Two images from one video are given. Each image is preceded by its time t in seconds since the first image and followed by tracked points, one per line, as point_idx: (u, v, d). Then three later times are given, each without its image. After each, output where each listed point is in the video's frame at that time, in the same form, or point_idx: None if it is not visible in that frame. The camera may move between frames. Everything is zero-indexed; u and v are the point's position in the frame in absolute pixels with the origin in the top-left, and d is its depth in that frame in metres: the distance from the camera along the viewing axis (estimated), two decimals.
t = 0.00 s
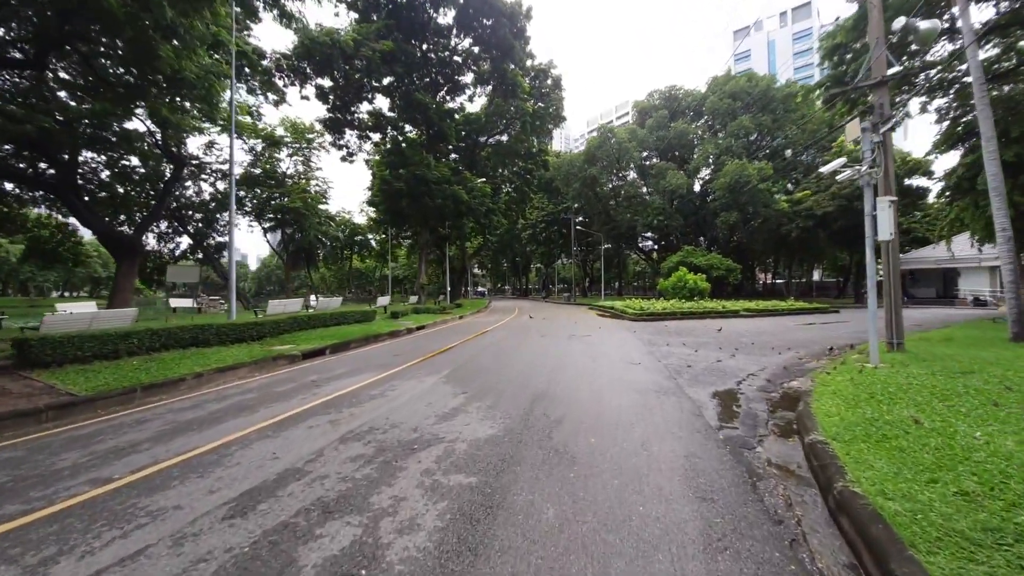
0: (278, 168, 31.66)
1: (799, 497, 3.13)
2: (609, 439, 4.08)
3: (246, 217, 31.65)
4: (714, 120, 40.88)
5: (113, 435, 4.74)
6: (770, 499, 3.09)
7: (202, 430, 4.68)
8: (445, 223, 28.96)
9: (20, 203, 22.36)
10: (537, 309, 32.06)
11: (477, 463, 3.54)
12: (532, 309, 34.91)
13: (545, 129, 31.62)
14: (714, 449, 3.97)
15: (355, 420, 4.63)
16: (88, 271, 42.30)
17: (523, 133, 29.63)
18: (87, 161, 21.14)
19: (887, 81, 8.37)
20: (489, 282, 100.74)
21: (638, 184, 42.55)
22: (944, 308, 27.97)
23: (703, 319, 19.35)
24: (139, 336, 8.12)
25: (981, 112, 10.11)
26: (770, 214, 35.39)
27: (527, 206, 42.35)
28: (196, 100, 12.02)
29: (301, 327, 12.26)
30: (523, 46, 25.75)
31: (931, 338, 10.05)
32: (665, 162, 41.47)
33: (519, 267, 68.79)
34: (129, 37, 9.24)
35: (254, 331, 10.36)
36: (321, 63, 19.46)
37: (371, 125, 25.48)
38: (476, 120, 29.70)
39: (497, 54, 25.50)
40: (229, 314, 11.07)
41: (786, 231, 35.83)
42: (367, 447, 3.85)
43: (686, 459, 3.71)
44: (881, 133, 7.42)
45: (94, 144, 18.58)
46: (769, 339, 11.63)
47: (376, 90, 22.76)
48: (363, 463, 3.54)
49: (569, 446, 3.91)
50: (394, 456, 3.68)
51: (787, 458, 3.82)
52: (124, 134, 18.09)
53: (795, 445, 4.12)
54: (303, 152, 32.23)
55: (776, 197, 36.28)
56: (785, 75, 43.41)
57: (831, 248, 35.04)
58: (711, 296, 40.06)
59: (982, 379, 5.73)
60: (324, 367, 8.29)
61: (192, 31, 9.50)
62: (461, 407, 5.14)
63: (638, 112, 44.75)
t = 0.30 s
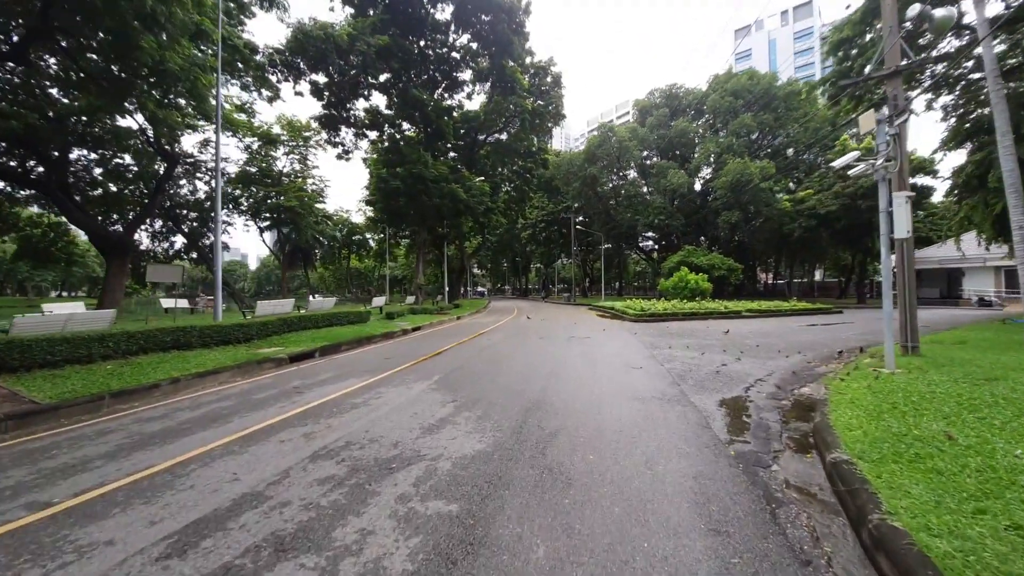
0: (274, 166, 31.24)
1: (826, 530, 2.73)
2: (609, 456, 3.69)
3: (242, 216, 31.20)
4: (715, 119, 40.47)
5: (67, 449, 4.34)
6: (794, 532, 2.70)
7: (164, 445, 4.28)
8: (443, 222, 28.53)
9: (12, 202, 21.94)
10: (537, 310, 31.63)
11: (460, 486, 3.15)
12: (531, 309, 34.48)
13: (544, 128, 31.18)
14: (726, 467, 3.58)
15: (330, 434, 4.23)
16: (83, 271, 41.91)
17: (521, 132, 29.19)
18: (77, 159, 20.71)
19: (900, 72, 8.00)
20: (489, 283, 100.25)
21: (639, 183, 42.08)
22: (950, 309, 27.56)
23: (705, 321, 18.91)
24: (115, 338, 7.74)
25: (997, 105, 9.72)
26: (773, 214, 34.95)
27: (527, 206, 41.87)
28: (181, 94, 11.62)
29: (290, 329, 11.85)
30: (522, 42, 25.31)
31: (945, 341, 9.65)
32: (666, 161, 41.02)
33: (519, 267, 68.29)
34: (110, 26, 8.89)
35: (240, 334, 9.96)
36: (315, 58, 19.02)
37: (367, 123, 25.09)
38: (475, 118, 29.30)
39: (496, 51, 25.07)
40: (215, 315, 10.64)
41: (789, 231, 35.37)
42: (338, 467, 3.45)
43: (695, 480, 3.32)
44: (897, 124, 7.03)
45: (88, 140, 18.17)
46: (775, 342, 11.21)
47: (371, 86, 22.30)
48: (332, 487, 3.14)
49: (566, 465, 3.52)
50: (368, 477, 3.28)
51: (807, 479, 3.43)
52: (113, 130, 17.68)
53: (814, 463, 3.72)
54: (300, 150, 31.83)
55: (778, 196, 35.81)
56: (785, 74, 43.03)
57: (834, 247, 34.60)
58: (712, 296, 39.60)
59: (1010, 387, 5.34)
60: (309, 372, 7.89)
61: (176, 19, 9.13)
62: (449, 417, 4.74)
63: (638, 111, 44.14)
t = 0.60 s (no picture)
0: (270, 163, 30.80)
1: (860, 566, 2.34)
2: (606, 474, 3.28)
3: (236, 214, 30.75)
4: (716, 116, 40.02)
5: (13, 462, 3.96)
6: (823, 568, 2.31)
7: (119, 458, 3.90)
8: (440, 220, 28.08)
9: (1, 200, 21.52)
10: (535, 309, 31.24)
11: (437, 513, 2.73)
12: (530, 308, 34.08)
13: (544, 125, 30.72)
14: (739, 486, 3.17)
15: (301, 445, 3.85)
16: (79, 270, 41.54)
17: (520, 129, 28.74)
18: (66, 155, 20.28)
19: (916, 59, 7.58)
20: (488, 282, 99.69)
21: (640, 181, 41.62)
22: (955, 308, 27.18)
23: (707, 320, 18.47)
24: (87, 339, 7.34)
25: (1015, 96, 9.29)
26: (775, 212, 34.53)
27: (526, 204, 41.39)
28: (168, 85, 11.24)
29: (278, 329, 11.42)
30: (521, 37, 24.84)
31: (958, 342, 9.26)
32: (666, 158, 40.55)
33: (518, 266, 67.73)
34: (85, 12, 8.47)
35: (224, 334, 9.55)
36: (308, 52, 18.57)
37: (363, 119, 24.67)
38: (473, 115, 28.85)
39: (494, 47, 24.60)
40: (199, 315, 10.21)
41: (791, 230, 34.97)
42: (301, 486, 3.07)
43: (704, 502, 2.92)
44: (914, 113, 6.69)
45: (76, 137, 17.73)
46: (781, 343, 10.80)
47: (367, 81, 21.84)
48: (289, 512, 2.74)
49: (559, 484, 3.11)
50: (333, 500, 2.89)
51: (832, 500, 3.04)
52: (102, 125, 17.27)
53: (839, 481, 3.33)
54: (295, 147, 31.37)
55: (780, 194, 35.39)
56: (786, 72, 42.60)
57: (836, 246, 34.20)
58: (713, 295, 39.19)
59: None
60: (292, 374, 7.49)
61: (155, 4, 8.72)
62: (432, 426, 4.32)
63: (639, 108, 43.65)
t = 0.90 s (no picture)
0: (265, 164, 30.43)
1: None
2: (605, 504, 2.87)
3: (231, 215, 30.35)
4: (717, 116, 39.63)
5: None
6: None
7: (62, 482, 3.53)
8: (437, 220, 27.69)
9: None
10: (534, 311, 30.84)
11: (406, 557, 2.31)
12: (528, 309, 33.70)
13: (543, 125, 30.33)
14: (757, 519, 2.75)
15: (263, 468, 3.46)
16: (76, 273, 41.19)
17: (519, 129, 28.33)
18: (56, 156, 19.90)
19: (931, 47, 7.19)
20: (488, 283, 99.21)
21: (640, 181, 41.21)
22: (960, 309, 26.77)
23: (710, 322, 18.04)
24: (55, 345, 6.95)
25: None
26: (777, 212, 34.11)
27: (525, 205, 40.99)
28: (153, 81, 10.91)
29: (266, 333, 11.00)
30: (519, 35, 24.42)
31: (973, 346, 8.85)
32: (666, 158, 40.13)
33: (518, 268, 67.24)
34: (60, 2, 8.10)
35: (207, 339, 9.16)
36: (300, 49, 18.22)
37: (359, 118, 24.32)
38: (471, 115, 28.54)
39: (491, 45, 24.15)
40: (181, 319, 9.77)
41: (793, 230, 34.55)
42: (252, 522, 2.67)
43: (719, 540, 2.52)
44: (933, 103, 6.31)
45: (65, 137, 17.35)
46: (787, 346, 10.39)
47: (362, 79, 21.48)
48: (233, 555, 2.34)
49: (551, 519, 2.70)
50: (287, 539, 2.49)
51: (866, 536, 2.65)
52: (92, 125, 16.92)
53: (871, 512, 2.91)
54: (292, 148, 31.01)
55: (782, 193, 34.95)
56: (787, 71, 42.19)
57: (839, 246, 33.77)
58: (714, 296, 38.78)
59: None
60: (273, 382, 7.08)
61: None
62: (413, 444, 3.91)
63: (638, 108, 43.23)
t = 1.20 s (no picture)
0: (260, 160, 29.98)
1: None
2: (599, 540, 2.44)
3: (225, 212, 29.88)
4: (718, 113, 39.14)
5: None
6: None
7: None
8: (434, 217, 27.23)
9: None
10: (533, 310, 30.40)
11: None
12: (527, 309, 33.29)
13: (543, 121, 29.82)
14: (777, 559, 2.34)
15: (210, 491, 3.06)
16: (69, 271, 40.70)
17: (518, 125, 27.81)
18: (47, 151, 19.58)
19: (951, 31, 6.75)
20: (487, 282, 98.78)
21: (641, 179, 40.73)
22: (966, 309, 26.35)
23: (711, 322, 17.62)
24: (18, 347, 6.55)
25: None
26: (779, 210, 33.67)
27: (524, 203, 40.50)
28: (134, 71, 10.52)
29: (251, 333, 10.59)
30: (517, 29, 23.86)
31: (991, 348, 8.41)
32: (667, 156, 39.65)
33: (517, 266, 66.76)
34: None
35: (187, 339, 8.76)
36: (291, 41, 17.73)
37: (354, 113, 23.89)
38: (468, 111, 28.09)
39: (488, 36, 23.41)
40: (160, 319, 9.35)
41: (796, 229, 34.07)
42: (178, 564, 2.26)
43: None
44: (956, 88, 5.89)
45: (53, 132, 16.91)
46: (793, 348, 9.96)
47: (357, 73, 21.03)
48: None
49: (536, 561, 2.27)
50: None
51: None
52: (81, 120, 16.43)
53: (909, 549, 2.50)
54: (287, 144, 30.56)
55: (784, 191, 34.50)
56: (789, 68, 41.64)
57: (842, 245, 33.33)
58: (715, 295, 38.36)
59: None
60: (250, 386, 6.68)
61: None
62: (386, 461, 3.49)
63: (639, 105, 42.73)
